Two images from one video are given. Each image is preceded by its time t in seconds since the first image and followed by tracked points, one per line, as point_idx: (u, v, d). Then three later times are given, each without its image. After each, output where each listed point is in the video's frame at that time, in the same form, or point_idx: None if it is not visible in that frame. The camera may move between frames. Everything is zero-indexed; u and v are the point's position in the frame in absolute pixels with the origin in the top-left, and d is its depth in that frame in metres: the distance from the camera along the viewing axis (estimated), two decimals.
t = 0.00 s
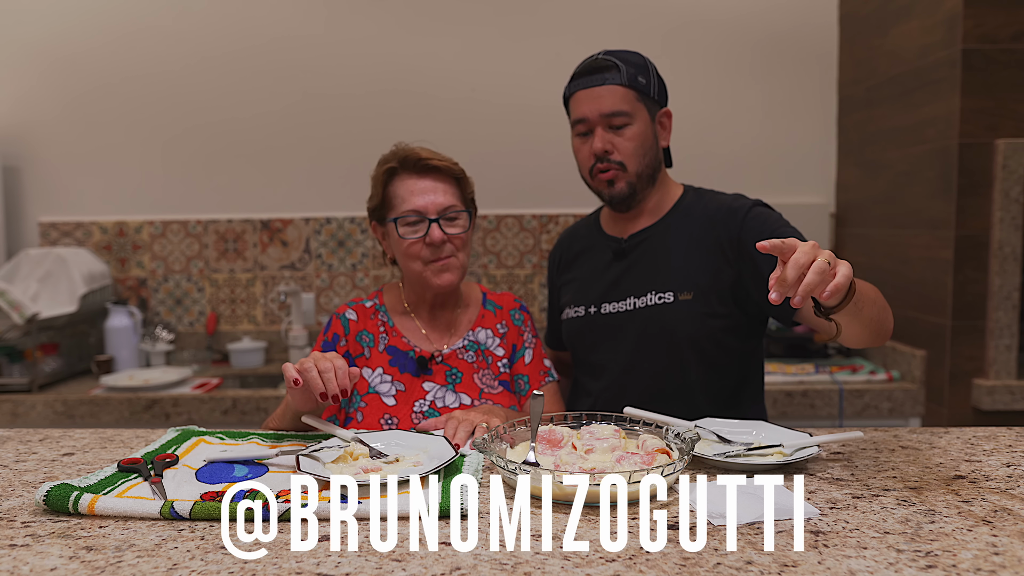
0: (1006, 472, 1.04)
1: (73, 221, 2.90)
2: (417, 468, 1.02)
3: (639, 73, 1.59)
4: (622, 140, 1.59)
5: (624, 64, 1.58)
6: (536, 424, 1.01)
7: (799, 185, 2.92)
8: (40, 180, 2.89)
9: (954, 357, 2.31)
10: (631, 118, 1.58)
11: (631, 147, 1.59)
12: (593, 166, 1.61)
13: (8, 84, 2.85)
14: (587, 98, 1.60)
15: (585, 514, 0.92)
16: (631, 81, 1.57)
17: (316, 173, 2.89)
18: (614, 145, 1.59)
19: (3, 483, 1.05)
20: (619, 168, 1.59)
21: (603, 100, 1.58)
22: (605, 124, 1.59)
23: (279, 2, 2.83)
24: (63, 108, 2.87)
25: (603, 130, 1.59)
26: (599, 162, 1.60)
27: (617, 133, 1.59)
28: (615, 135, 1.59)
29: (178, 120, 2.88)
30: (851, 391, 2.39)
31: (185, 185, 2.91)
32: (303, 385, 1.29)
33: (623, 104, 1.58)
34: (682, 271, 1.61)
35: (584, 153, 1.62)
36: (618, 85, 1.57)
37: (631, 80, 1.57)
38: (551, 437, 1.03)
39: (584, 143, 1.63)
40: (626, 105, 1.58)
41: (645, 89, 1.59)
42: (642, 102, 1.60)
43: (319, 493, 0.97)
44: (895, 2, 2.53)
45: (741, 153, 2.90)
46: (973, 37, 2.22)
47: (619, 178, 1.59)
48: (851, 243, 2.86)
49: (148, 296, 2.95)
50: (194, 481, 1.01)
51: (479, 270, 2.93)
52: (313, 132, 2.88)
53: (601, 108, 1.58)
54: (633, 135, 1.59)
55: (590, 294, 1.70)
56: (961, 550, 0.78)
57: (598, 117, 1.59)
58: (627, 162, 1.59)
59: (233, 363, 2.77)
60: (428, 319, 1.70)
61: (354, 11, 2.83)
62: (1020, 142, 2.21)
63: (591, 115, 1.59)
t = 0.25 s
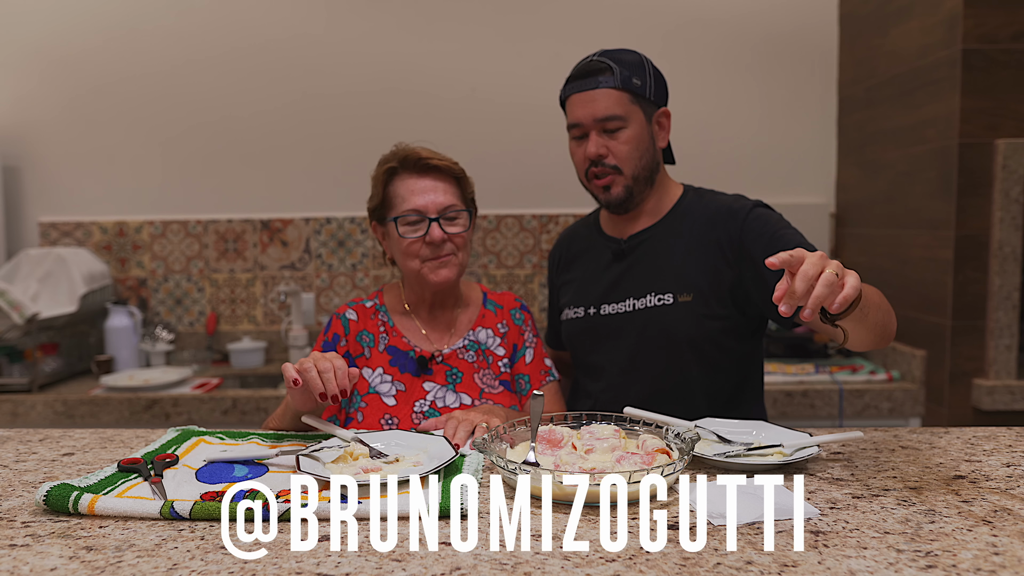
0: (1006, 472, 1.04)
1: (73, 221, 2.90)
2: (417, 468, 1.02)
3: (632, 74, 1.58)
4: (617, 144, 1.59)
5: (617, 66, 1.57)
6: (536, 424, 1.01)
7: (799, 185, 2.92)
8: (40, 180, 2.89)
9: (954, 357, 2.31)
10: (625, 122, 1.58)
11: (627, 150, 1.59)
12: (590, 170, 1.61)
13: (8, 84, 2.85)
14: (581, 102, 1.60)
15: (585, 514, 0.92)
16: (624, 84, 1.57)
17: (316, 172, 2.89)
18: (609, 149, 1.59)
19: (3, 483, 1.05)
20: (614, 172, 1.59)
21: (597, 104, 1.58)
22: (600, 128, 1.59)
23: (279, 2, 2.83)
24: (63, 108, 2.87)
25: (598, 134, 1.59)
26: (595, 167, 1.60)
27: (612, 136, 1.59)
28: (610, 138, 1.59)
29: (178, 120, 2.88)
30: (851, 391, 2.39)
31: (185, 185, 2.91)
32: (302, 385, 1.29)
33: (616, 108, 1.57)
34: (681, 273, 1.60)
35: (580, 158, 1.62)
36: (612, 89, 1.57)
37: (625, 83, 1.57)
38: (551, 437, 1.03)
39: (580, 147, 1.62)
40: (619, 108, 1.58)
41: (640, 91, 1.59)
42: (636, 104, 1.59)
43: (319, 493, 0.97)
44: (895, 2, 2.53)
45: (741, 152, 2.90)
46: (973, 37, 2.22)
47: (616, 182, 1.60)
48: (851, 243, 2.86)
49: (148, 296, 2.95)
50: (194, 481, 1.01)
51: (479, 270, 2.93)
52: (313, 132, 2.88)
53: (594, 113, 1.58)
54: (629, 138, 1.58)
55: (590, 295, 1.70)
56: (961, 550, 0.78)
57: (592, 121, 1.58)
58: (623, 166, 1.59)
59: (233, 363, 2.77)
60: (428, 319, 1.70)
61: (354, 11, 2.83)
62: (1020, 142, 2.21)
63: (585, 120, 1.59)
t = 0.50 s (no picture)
0: (1006, 472, 1.04)
1: (73, 221, 2.90)
2: (417, 468, 1.02)
3: (636, 67, 1.61)
4: (628, 131, 1.59)
5: (622, 59, 1.59)
6: (536, 424, 1.01)
7: (799, 186, 2.92)
8: (40, 180, 2.89)
9: (954, 357, 2.31)
10: (635, 109, 1.59)
11: (638, 137, 1.59)
12: (601, 158, 1.60)
13: (8, 84, 2.85)
14: (589, 92, 1.60)
15: (585, 514, 0.92)
16: (631, 74, 1.59)
17: (316, 172, 2.90)
18: (621, 137, 1.59)
19: (3, 483, 1.05)
20: (628, 158, 1.59)
21: (606, 93, 1.58)
22: (610, 117, 1.59)
23: (279, 2, 2.82)
24: (63, 108, 2.87)
25: (609, 122, 1.59)
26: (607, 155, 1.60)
27: (622, 124, 1.59)
28: (620, 126, 1.59)
29: (178, 120, 2.87)
30: (851, 391, 2.39)
31: (185, 185, 2.91)
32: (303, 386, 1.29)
33: (625, 96, 1.58)
34: (680, 274, 1.60)
35: (589, 148, 1.61)
36: (620, 78, 1.58)
37: (632, 73, 1.59)
38: (551, 437, 1.03)
39: (588, 137, 1.62)
40: (629, 97, 1.58)
41: (645, 82, 1.61)
42: (643, 95, 1.61)
43: (319, 493, 0.97)
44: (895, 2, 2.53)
45: (742, 152, 2.90)
46: (973, 37, 2.22)
47: (628, 170, 1.59)
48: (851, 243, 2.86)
49: (148, 296, 2.95)
50: (194, 481, 1.01)
51: (479, 270, 2.93)
52: (313, 132, 2.88)
53: (605, 101, 1.58)
54: (639, 126, 1.59)
55: (589, 296, 1.70)
56: (961, 550, 0.78)
57: (603, 109, 1.58)
58: (635, 152, 1.59)
59: (233, 363, 2.77)
60: (427, 318, 1.70)
61: (354, 11, 2.83)
62: (1020, 142, 2.22)
63: (595, 109, 1.59)
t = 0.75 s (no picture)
0: (1007, 471, 1.04)
1: (73, 221, 2.90)
2: (417, 468, 1.02)
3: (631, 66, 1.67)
4: (633, 123, 1.61)
5: (619, 58, 1.65)
6: (536, 424, 1.01)
7: (799, 185, 2.92)
8: (40, 180, 2.89)
9: (954, 357, 2.31)
10: (637, 103, 1.62)
11: (643, 129, 1.61)
12: (608, 150, 1.60)
13: (9, 83, 2.85)
14: (592, 87, 1.62)
15: (585, 513, 0.92)
16: (629, 72, 1.63)
17: (316, 172, 2.89)
18: (626, 128, 1.60)
19: (3, 483, 1.05)
20: (635, 148, 1.59)
21: (608, 88, 1.61)
22: (614, 111, 1.61)
23: (279, 2, 2.83)
24: (63, 107, 2.87)
25: (613, 114, 1.61)
26: (614, 147, 1.60)
27: (626, 117, 1.61)
28: (624, 119, 1.61)
29: (178, 120, 2.87)
30: (851, 391, 2.39)
31: (185, 184, 2.90)
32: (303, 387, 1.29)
33: (627, 90, 1.61)
34: (680, 269, 1.60)
35: (594, 141, 1.62)
36: (619, 75, 1.62)
37: (629, 71, 1.63)
38: (551, 437, 1.03)
39: (592, 131, 1.63)
40: (631, 91, 1.62)
41: (641, 79, 1.66)
42: (642, 91, 1.65)
43: (319, 493, 0.97)
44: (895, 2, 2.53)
45: (742, 152, 2.90)
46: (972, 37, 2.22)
47: (637, 160, 1.59)
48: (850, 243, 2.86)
49: (148, 296, 2.95)
50: (194, 481, 1.01)
51: (479, 270, 2.93)
52: (313, 132, 2.88)
53: (609, 94, 1.61)
54: (643, 118, 1.61)
55: (589, 294, 1.70)
56: (961, 550, 0.78)
57: (607, 102, 1.61)
58: (642, 143, 1.60)
59: (233, 363, 2.77)
60: (427, 317, 1.70)
61: (354, 11, 2.83)
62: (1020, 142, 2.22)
63: (600, 104, 1.61)
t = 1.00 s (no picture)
0: (1006, 471, 1.04)
1: (73, 221, 2.90)
2: (417, 468, 1.02)
3: (611, 69, 1.65)
4: (614, 128, 1.60)
5: (596, 63, 1.63)
6: (536, 424, 1.01)
7: (799, 185, 2.93)
8: (40, 180, 2.89)
9: (954, 357, 2.31)
10: (617, 107, 1.60)
11: (625, 133, 1.61)
12: (592, 158, 1.60)
13: (9, 83, 2.85)
14: (571, 96, 1.62)
15: (585, 513, 0.92)
16: (607, 76, 1.62)
17: (316, 172, 2.89)
18: (608, 134, 1.60)
19: (3, 483, 1.05)
20: (619, 154, 1.59)
21: (586, 95, 1.60)
22: (595, 118, 1.60)
23: (279, 2, 2.83)
24: (64, 107, 2.87)
25: (594, 122, 1.60)
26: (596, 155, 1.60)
27: (607, 123, 1.60)
28: (605, 125, 1.60)
29: (178, 120, 2.88)
30: (851, 391, 2.39)
31: (185, 184, 2.90)
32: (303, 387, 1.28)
33: (606, 95, 1.60)
34: (679, 266, 1.60)
35: (577, 150, 1.62)
36: (597, 80, 1.61)
37: (607, 74, 1.62)
38: (551, 437, 1.03)
39: (575, 140, 1.63)
40: (609, 96, 1.61)
41: (622, 82, 1.64)
42: (622, 94, 1.63)
43: (319, 493, 0.97)
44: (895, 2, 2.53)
45: (742, 152, 2.90)
46: (973, 37, 2.22)
47: (621, 165, 1.59)
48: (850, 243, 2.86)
49: (148, 296, 2.95)
50: (194, 481, 1.01)
51: (479, 270, 2.93)
52: (313, 132, 2.88)
53: (587, 102, 1.60)
54: (624, 121, 1.61)
55: (588, 296, 1.70)
56: (961, 550, 0.78)
57: (585, 111, 1.60)
58: (624, 147, 1.60)
59: (233, 363, 2.77)
60: (427, 318, 1.70)
61: (354, 11, 2.83)
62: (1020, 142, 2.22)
63: (580, 113, 1.61)
